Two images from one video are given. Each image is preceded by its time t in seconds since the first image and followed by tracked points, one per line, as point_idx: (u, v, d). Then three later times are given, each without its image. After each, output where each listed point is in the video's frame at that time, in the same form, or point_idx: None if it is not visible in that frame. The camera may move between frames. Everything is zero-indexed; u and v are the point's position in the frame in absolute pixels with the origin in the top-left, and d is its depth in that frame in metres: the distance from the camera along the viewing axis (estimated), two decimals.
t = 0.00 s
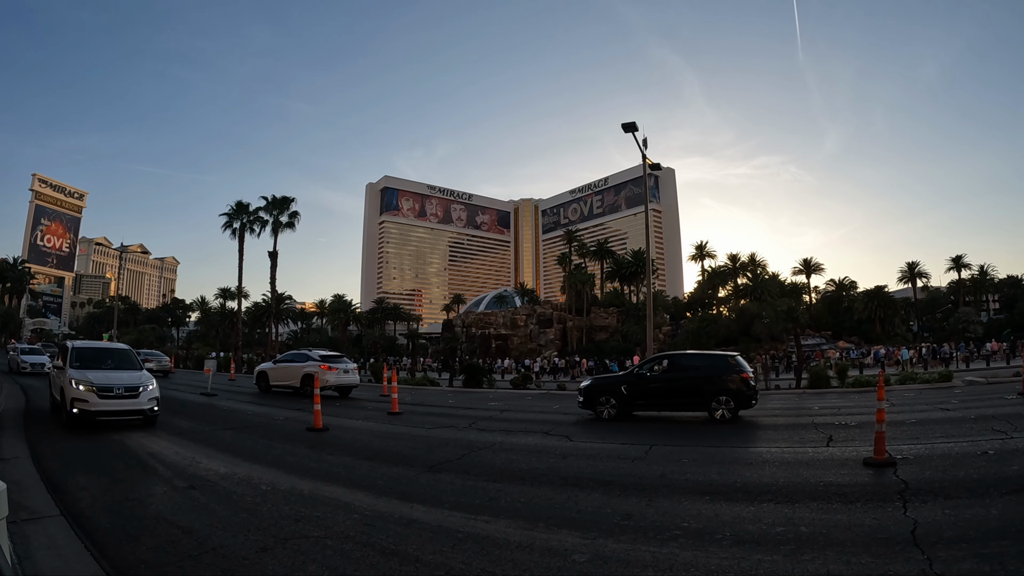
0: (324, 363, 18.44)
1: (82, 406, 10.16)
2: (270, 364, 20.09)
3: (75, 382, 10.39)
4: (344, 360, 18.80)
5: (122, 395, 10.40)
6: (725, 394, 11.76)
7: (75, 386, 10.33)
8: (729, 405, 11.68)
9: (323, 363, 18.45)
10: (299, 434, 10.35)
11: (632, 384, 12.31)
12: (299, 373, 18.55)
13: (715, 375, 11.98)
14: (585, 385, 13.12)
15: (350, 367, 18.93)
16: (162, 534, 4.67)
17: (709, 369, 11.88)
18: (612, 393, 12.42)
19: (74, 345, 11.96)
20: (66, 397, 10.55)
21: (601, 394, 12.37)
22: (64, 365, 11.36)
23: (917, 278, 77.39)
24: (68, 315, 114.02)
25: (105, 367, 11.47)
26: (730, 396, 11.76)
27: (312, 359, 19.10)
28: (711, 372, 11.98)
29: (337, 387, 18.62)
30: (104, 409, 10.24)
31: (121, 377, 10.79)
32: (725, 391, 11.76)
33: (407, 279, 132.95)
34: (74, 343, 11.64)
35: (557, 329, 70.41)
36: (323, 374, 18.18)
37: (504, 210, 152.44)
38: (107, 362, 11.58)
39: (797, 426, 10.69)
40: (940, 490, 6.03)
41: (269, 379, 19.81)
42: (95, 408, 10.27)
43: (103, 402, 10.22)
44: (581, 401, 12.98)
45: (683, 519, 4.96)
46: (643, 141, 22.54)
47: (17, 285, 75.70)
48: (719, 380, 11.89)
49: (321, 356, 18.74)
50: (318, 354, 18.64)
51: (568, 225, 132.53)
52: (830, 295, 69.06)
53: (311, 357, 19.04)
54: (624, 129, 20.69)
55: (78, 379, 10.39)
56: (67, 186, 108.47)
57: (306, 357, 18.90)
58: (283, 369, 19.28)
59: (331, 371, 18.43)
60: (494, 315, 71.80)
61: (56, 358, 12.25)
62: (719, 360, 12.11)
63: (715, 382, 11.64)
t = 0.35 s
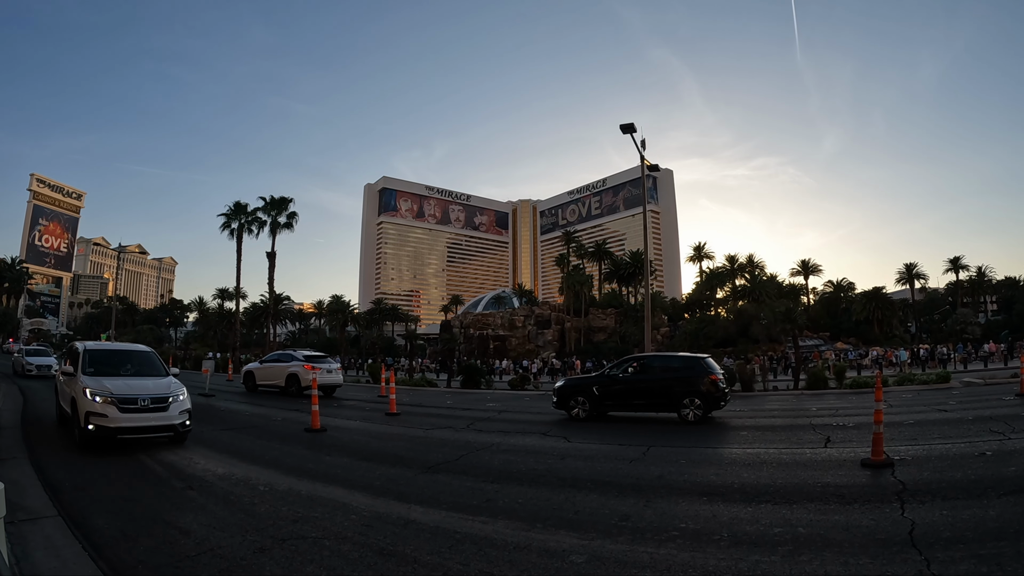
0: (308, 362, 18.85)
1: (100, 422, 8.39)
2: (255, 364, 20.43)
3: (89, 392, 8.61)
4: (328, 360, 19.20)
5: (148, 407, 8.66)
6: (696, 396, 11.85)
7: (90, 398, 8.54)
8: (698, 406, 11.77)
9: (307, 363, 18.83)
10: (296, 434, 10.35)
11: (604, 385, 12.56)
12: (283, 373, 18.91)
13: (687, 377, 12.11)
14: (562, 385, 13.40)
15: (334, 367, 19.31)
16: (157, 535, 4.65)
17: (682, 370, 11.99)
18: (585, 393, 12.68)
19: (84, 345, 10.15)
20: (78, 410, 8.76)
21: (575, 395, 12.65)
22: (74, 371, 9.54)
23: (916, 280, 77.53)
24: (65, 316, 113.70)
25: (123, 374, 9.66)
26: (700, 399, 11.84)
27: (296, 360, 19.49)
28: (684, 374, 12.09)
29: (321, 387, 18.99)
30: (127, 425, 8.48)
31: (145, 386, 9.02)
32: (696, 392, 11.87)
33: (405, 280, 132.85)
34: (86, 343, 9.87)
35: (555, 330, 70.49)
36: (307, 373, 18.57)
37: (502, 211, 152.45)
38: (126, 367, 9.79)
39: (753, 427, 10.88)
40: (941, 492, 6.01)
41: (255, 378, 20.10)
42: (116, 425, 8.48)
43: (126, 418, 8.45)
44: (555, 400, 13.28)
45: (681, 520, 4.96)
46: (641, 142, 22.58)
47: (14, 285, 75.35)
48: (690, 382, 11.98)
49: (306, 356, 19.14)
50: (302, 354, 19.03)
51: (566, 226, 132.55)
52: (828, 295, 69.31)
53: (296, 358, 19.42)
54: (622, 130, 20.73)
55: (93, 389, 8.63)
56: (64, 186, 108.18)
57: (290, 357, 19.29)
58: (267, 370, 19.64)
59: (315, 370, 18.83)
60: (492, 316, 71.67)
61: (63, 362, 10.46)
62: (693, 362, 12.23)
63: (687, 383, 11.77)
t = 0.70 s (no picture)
0: (290, 363, 18.80)
1: (127, 447, 6.52)
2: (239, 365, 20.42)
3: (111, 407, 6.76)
4: (311, 360, 19.16)
5: (189, 427, 6.75)
6: (663, 398, 12.08)
7: (114, 416, 6.68)
8: (665, 408, 11.99)
9: (289, 363, 18.77)
10: (293, 435, 10.33)
11: (575, 386, 12.83)
12: (265, 373, 18.88)
13: (658, 380, 12.35)
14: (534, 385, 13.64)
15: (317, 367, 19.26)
16: (153, 537, 4.61)
17: (650, 373, 12.22)
18: (555, 395, 12.97)
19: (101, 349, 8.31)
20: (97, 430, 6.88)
21: (546, 396, 12.94)
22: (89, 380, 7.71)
23: (911, 282, 77.90)
24: (60, 316, 113.35)
25: (149, 384, 7.76)
26: (667, 400, 12.07)
27: (278, 360, 19.46)
28: (653, 375, 12.32)
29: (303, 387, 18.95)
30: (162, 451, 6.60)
31: (182, 400, 7.15)
32: (664, 395, 12.09)
33: (401, 281, 132.67)
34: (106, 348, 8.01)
35: (551, 331, 70.55)
36: (289, 374, 18.52)
37: (499, 212, 152.48)
38: (152, 377, 7.93)
39: (725, 429, 10.94)
40: (934, 493, 6.05)
41: (239, 379, 20.10)
42: (148, 451, 6.61)
43: (160, 441, 6.59)
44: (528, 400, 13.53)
45: (676, 522, 4.97)
46: (637, 144, 22.63)
47: (10, 285, 75.11)
48: (660, 384, 12.18)
49: (288, 356, 19.10)
50: (285, 354, 18.98)
51: (562, 227, 132.73)
52: (824, 297, 69.63)
53: (279, 358, 19.39)
54: (619, 132, 20.77)
55: (117, 403, 6.78)
56: (60, 186, 107.92)
57: (273, 357, 19.26)
58: (250, 370, 19.60)
59: (297, 371, 18.79)
60: (488, 317, 71.76)
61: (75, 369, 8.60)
62: (663, 364, 12.44)
63: (655, 386, 11.99)
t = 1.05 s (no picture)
0: (275, 363, 18.81)
1: (187, 488, 4.79)
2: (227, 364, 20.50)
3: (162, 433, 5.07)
4: (296, 361, 19.15)
5: (267, 457, 5.04)
6: (633, 399, 12.24)
7: (167, 443, 4.96)
8: (636, 409, 12.14)
9: (274, 363, 18.77)
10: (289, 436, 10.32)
11: (548, 387, 13.06)
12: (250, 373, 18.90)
13: (628, 381, 12.56)
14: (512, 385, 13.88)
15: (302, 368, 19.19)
16: (149, 539, 4.58)
17: (621, 374, 12.41)
18: (530, 395, 13.20)
19: (135, 356, 6.64)
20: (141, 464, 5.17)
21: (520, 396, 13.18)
22: (122, 397, 6.01)
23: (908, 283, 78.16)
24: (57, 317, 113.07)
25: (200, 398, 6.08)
26: (637, 401, 12.23)
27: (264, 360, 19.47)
28: (624, 377, 12.50)
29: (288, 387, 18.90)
30: (235, 490, 4.89)
31: (253, 420, 5.43)
32: (634, 396, 12.25)
33: (399, 282, 132.54)
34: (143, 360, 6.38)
35: (548, 333, 70.60)
36: (273, 374, 18.52)
37: (497, 213, 152.48)
38: (198, 392, 6.24)
39: (714, 429, 10.99)
40: (931, 494, 6.07)
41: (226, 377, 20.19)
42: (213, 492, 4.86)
43: (231, 477, 4.85)
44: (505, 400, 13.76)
45: (674, 523, 4.97)
46: (634, 145, 22.67)
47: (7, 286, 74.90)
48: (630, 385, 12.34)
49: (273, 357, 19.12)
50: (270, 355, 18.99)
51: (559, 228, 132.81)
52: (821, 299, 69.90)
53: (264, 358, 19.40)
54: (615, 133, 20.81)
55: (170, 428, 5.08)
56: (57, 187, 107.60)
57: (259, 357, 19.31)
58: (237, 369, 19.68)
59: (281, 371, 18.79)
60: (486, 319, 71.85)
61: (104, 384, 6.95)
62: (634, 365, 12.60)
63: (626, 387, 12.17)
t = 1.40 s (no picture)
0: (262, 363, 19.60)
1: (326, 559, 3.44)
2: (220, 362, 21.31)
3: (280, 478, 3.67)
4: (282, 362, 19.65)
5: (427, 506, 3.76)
6: (606, 399, 12.37)
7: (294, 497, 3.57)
8: (609, 410, 12.29)
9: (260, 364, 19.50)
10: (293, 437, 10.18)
11: (524, 387, 13.19)
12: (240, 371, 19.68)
13: (601, 382, 12.69)
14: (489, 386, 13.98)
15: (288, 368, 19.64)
16: (150, 539, 4.59)
17: (595, 374, 12.57)
18: (506, 395, 13.34)
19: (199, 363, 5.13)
20: (243, 520, 3.78)
21: (497, 396, 13.34)
22: (194, 424, 4.52)
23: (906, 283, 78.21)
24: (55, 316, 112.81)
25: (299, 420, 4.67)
26: (610, 401, 12.37)
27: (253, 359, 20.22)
28: (599, 377, 12.64)
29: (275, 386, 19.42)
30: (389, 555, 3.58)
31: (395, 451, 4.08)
32: (608, 397, 12.39)
33: (397, 283, 132.37)
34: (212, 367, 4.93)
35: (547, 333, 70.54)
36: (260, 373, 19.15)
37: (495, 214, 152.48)
38: (286, 408, 4.83)
39: (712, 430, 11.02)
40: (929, 494, 6.09)
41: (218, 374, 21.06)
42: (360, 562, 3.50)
43: (386, 540, 3.52)
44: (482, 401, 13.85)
45: (672, 524, 4.96)
46: (632, 146, 22.70)
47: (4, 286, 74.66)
48: (605, 386, 12.47)
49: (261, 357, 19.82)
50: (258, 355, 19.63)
51: (558, 229, 132.81)
52: (819, 299, 70.03)
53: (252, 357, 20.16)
54: (615, 134, 20.85)
55: (291, 471, 3.68)
56: (55, 186, 107.32)
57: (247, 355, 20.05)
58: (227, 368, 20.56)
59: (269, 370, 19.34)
60: (484, 319, 71.87)
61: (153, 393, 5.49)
62: (608, 367, 12.76)
63: (601, 387, 12.30)
